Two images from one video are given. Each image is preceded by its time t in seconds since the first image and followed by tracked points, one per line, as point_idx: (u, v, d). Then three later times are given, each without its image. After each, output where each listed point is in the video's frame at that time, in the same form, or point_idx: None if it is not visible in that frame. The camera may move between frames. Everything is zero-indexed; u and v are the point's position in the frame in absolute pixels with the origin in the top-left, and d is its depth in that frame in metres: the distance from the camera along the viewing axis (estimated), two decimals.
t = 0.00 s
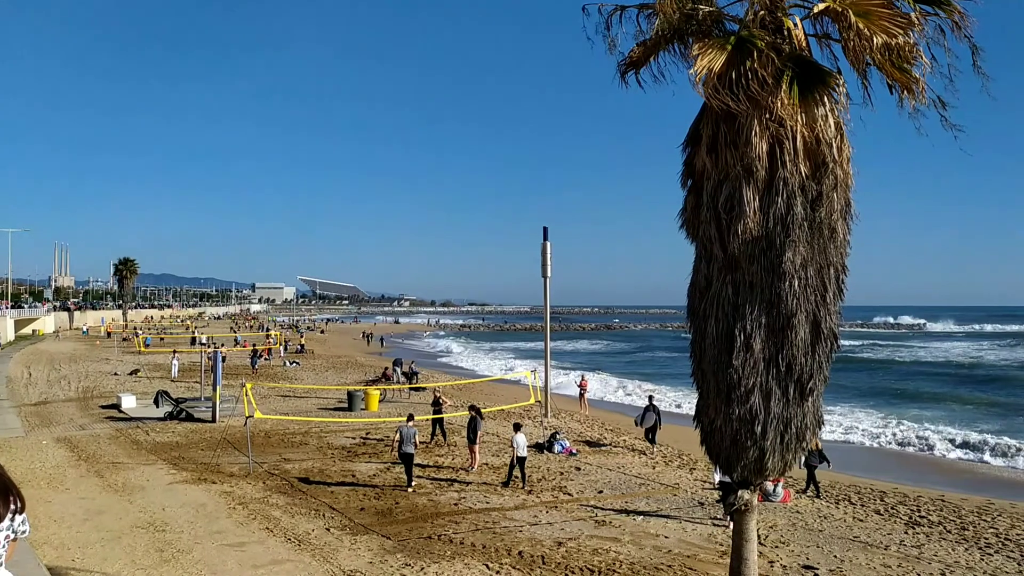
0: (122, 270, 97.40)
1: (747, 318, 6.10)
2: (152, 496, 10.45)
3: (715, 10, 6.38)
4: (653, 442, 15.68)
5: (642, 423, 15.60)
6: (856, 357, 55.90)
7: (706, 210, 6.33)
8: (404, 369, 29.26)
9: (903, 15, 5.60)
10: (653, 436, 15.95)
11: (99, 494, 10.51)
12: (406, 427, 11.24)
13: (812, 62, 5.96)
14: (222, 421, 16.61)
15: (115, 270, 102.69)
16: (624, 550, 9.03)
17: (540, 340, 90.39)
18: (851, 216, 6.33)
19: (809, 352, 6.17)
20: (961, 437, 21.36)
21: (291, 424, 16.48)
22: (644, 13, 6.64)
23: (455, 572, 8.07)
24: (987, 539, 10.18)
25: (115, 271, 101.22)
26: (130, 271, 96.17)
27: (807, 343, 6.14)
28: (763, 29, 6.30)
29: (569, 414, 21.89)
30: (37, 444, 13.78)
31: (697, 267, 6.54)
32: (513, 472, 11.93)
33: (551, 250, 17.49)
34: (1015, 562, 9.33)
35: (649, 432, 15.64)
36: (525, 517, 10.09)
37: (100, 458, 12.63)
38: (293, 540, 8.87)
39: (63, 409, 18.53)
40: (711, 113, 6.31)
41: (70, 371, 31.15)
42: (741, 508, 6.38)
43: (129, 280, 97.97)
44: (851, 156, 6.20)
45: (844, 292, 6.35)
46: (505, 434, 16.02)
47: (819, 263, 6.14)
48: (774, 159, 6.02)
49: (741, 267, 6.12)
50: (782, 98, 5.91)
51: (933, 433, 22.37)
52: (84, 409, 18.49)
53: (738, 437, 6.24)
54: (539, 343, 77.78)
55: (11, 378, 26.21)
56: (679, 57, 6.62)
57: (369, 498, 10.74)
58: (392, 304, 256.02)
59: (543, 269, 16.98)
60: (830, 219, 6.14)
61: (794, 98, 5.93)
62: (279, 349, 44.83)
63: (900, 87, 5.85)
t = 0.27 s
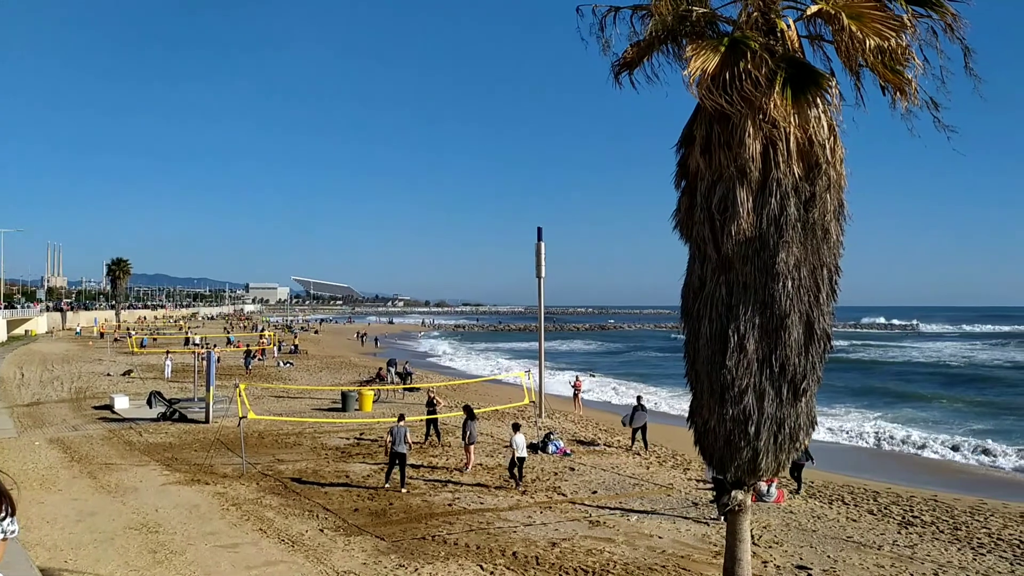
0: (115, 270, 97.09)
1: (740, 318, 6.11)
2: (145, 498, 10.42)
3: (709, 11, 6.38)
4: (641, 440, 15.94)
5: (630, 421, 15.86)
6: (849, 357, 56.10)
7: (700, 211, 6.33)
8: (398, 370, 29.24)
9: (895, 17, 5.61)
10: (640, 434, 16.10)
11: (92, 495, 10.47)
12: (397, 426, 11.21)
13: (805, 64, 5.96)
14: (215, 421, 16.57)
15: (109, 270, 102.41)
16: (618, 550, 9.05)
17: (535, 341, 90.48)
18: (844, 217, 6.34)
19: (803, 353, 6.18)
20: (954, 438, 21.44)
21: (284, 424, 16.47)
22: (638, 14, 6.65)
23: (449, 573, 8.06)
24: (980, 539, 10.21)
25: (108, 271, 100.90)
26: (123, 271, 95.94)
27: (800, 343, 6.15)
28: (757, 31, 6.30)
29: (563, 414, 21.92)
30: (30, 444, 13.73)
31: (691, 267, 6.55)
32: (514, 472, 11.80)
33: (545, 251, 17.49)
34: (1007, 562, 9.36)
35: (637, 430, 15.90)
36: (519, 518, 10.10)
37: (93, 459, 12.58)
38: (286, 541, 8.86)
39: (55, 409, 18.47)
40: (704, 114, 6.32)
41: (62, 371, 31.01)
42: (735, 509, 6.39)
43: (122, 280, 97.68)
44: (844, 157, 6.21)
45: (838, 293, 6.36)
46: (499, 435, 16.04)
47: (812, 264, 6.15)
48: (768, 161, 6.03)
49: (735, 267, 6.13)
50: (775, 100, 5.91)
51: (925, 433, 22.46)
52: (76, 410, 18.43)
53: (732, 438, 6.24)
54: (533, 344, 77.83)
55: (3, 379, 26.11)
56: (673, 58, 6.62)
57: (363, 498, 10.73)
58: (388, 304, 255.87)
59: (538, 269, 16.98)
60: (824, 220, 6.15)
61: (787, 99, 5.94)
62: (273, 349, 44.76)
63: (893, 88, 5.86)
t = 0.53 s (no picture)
0: (106, 270, 96.58)
1: (732, 319, 6.12)
2: (136, 499, 10.38)
3: (701, 13, 6.39)
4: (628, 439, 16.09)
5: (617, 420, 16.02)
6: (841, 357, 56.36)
7: (692, 212, 6.33)
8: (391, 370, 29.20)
9: (887, 19, 5.61)
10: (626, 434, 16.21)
11: (83, 497, 10.42)
12: (383, 427, 11.14)
13: (797, 65, 5.97)
14: (207, 423, 16.52)
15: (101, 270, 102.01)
16: (611, 550, 9.06)
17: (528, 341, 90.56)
18: (836, 218, 6.36)
19: (794, 353, 6.20)
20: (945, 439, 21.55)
21: (277, 425, 16.44)
22: (630, 15, 6.64)
23: (442, 574, 8.05)
24: (971, 539, 10.25)
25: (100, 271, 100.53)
26: (115, 271, 95.57)
27: (792, 344, 6.17)
28: (749, 32, 6.30)
29: (556, 415, 21.94)
30: (21, 446, 13.67)
31: (683, 268, 6.54)
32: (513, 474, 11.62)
33: (538, 252, 17.50)
34: (998, 561, 9.40)
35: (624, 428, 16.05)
36: (511, 518, 10.09)
37: (84, 460, 12.53)
38: (278, 543, 8.83)
39: (46, 411, 18.40)
40: (696, 115, 6.32)
41: (53, 372, 30.85)
42: (728, 509, 6.40)
43: (113, 280, 97.29)
44: (835, 159, 6.23)
45: (829, 293, 6.38)
46: (492, 436, 16.04)
47: (804, 265, 6.16)
48: (760, 162, 6.03)
49: (727, 268, 6.13)
50: (767, 101, 5.92)
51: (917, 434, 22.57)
52: (67, 411, 18.36)
53: (724, 438, 6.25)
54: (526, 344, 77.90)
55: None
56: (665, 59, 6.61)
57: (355, 499, 10.70)
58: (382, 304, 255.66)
59: (530, 270, 16.99)
60: (816, 221, 6.16)
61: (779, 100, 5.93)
62: (265, 350, 44.67)
63: (884, 90, 5.87)
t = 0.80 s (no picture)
0: (104, 271, 96.57)
1: (730, 319, 6.11)
2: (134, 500, 10.37)
3: (699, 13, 6.39)
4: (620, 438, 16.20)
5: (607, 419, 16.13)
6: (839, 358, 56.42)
7: (690, 212, 6.33)
8: (389, 371, 29.20)
9: (885, 19, 5.61)
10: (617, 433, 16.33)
11: (81, 498, 10.42)
12: (377, 427, 11.11)
13: (795, 65, 5.96)
14: (205, 423, 16.51)
15: (98, 271, 101.85)
16: (608, 551, 9.05)
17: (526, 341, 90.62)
18: (834, 219, 6.35)
19: (792, 354, 6.20)
20: (943, 440, 21.55)
21: (274, 426, 16.43)
22: (628, 15, 6.63)
23: (439, 574, 8.05)
24: (968, 540, 10.26)
25: (97, 272, 100.42)
26: (112, 272, 95.62)
27: (790, 345, 6.16)
28: (747, 33, 6.30)
29: (554, 416, 21.93)
30: (18, 446, 13.66)
31: (681, 269, 6.54)
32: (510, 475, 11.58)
33: (536, 252, 17.49)
34: (995, 562, 9.40)
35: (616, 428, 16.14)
36: (508, 519, 10.08)
37: (82, 461, 12.52)
38: (275, 543, 8.82)
39: (43, 411, 18.38)
40: (694, 116, 6.31)
41: (51, 373, 30.84)
42: (725, 510, 6.39)
43: (111, 281, 97.23)
44: (834, 159, 6.22)
45: (827, 294, 6.38)
46: (489, 436, 16.04)
47: (802, 265, 6.16)
48: (758, 162, 6.03)
49: (725, 269, 6.13)
50: (765, 102, 5.92)
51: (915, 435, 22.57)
52: (64, 412, 18.34)
53: (721, 439, 6.25)
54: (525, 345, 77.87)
55: None
56: (663, 60, 6.61)
57: (352, 500, 10.70)
58: (381, 304, 255.69)
59: (528, 271, 16.98)
60: (813, 222, 6.16)
61: (776, 101, 5.93)
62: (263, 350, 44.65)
63: (882, 90, 5.87)
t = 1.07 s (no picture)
0: (104, 271, 96.73)
1: (729, 320, 6.12)
2: (133, 500, 10.37)
3: (699, 14, 6.40)
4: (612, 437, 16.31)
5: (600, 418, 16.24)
6: (838, 359, 56.42)
7: (689, 213, 6.33)
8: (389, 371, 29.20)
9: (885, 19, 5.62)
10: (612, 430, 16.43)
11: (80, 498, 10.42)
12: (377, 427, 11.07)
13: (795, 66, 5.97)
14: (204, 423, 16.52)
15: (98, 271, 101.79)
16: (608, 552, 9.06)
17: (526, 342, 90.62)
18: (833, 219, 6.36)
19: (791, 355, 6.20)
20: (943, 442, 21.55)
21: (274, 426, 16.43)
22: (628, 15, 6.64)
23: (438, 574, 8.06)
24: (968, 540, 10.26)
25: (96, 272, 100.41)
26: (112, 272, 95.65)
27: (789, 345, 6.17)
28: (746, 33, 6.31)
29: (554, 417, 21.93)
30: (18, 447, 13.67)
31: (680, 269, 6.55)
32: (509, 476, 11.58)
33: (536, 253, 17.49)
34: (995, 563, 9.41)
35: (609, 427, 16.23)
36: (508, 520, 10.08)
37: (81, 461, 12.52)
38: (275, 544, 8.82)
39: (43, 412, 18.38)
40: (694, 116, 6.32)
41: (51, 373, 30.83)
42: (724, 510, 6.39)
43: (110, 281, 97.19)
44: (833, 160, 6.23)
45: (826, 295, 6.39)
46: (489, 437, 16.04)
47: (801, 266, 6.17)
48: (757, 163, 6.04)
49: (724, 269, 6.14)
50: (764, 102, 5.93)
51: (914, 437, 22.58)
52: (64, 412, 18.34)
53: (721, 440, 6.25)
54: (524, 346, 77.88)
55: None
56: (662, 60, 6.62)
57: (351, 500, 10.70)
58: (381, 305, 255.63)
59: (528, 272, 16.98)
60: (813, 222, 6.17)
61: (776, 101, 5.94)
62: (263, 351, 44.65)
63: (881, 91, 5.88)
